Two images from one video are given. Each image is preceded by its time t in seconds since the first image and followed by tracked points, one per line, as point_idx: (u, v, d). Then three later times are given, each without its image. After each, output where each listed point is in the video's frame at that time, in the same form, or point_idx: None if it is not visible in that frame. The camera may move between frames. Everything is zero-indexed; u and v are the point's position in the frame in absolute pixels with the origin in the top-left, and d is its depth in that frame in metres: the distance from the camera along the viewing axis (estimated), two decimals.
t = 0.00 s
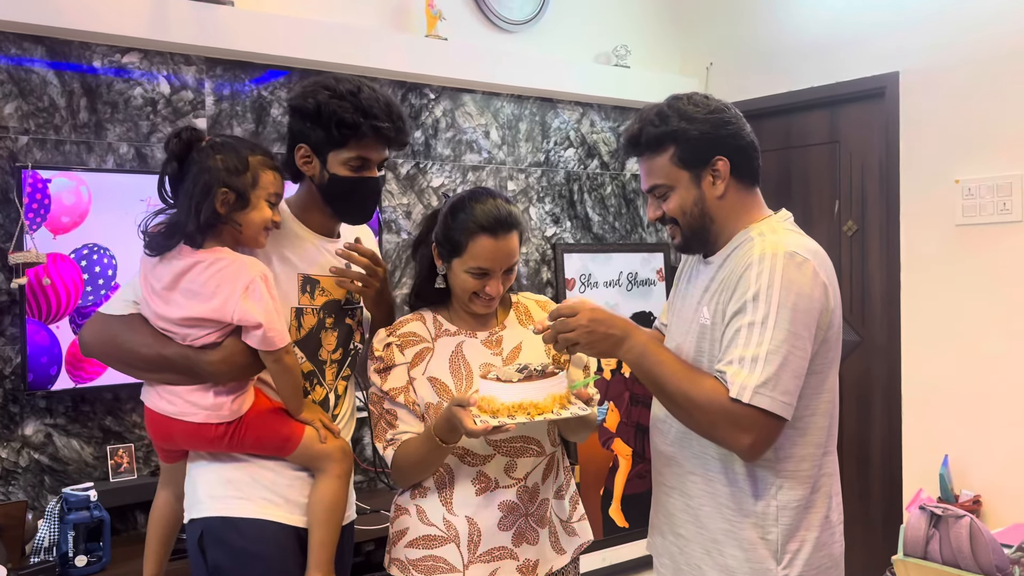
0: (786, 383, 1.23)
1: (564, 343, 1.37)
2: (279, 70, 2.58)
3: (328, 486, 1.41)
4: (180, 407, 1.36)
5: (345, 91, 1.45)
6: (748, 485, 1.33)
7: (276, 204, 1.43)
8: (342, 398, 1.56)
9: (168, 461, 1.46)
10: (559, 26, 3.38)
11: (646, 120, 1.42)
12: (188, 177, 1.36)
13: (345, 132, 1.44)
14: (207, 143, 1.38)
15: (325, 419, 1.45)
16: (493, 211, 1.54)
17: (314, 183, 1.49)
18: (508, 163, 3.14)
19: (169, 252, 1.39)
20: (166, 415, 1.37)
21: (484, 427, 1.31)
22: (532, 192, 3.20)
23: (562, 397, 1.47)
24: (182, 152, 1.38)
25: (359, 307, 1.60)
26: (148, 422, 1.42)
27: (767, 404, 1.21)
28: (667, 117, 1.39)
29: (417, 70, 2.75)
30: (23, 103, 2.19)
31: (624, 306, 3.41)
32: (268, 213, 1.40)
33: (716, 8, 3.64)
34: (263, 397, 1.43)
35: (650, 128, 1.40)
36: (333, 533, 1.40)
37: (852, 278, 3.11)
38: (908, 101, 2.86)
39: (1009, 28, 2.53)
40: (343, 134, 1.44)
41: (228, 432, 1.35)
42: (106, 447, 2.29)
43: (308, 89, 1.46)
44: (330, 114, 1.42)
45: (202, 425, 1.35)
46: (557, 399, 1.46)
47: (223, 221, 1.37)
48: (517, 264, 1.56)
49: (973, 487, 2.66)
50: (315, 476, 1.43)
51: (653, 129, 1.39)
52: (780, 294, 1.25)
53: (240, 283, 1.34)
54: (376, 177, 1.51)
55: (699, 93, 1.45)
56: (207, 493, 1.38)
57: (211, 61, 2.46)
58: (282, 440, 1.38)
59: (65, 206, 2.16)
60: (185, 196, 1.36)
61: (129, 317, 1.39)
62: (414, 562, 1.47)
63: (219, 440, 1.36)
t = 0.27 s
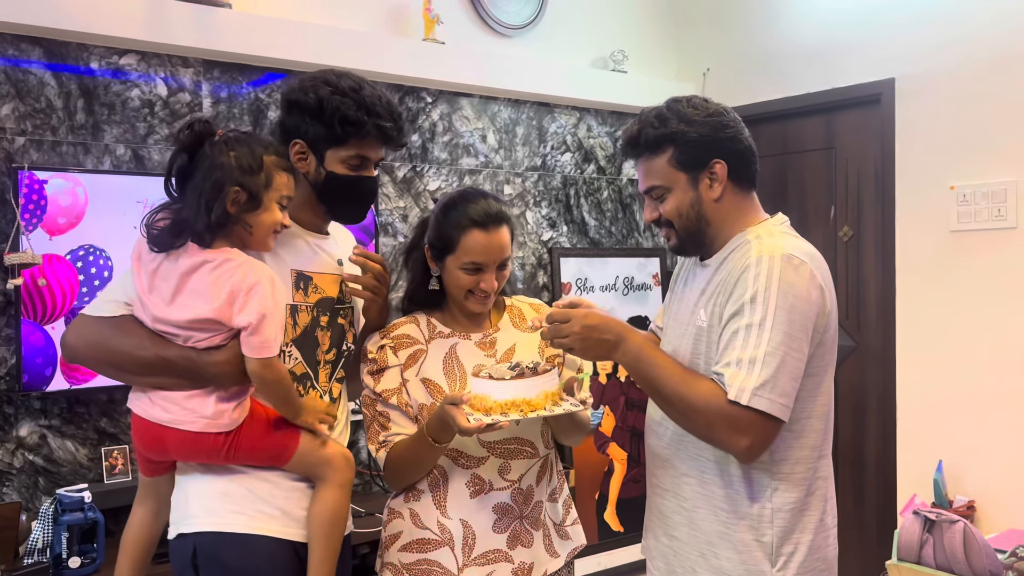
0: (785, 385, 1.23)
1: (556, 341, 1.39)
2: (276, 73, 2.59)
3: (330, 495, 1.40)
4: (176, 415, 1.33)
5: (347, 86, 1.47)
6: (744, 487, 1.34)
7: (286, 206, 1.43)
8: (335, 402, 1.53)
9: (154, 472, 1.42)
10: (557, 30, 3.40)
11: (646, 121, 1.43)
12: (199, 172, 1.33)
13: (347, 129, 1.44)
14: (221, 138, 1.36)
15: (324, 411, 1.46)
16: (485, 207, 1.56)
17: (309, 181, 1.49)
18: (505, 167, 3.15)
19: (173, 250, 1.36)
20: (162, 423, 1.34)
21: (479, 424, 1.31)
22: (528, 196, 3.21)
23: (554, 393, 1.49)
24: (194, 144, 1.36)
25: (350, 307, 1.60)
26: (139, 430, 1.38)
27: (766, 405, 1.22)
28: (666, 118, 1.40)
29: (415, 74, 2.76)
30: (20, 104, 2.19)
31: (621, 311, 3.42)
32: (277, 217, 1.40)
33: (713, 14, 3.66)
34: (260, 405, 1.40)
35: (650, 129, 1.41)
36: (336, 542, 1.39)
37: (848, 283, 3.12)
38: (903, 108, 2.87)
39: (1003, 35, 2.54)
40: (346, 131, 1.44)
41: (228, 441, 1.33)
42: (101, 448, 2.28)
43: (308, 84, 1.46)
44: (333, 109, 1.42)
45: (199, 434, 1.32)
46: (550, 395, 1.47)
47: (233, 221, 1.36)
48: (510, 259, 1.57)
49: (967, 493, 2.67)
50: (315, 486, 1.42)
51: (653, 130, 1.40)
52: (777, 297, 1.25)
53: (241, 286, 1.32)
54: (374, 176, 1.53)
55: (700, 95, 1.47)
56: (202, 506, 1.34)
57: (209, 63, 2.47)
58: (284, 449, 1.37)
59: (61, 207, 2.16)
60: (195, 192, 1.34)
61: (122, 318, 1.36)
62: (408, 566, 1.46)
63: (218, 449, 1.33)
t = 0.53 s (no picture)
0: (780, 389, 1.24)
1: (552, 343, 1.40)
2: (272, 76, 2.59)
3: (323, 507, 1.26)
4: (166, 418, 1.18)
5: (348, 95, 1.44)
6: (738, 491, 1.34)
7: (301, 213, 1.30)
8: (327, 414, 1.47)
9: (132, 481, 1.26)
10: (551, 35, 3.41)
11: (646, 122, 1.45)
12: (216, 170, 1.18)
13: (349, 138, 1.42)
14: (243, 136, 1.22)
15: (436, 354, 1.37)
16: (467, 203, 1.61)
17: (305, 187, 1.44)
18: (500, 171, 3.16)
19: (177, 248, 1.21)
20: (147, 427, 1.19)
21: (476, 424, 1.32)
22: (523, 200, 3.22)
23: (549, 394, 1.50)
24: (211, 139, 1.21)
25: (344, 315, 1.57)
26: (121, 431, 1.23)
27: (762, 409, 1.23)
28: (665, 120, 1.42)
29: (410, 77, 2.77)
30: (14, 106, 2.19)
31: (615, 315, 3.42)
32: (293, 224, 1.26)
33: (708, 20, 3.68)
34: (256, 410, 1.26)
35: (649, 131, 1.43)
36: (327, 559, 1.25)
37: (840, 287, 3.13)
38: (896, 113, 2.89)
39: (995, 43, 2.57)
40: (347, 140, 1.43)
41: (217, 450, 1.18)
42: (93, 451, 2.28)
43: (307, 90, 1.43)
44: (335, 118, 1.40)
45: (188, 440, 1.17)
46: (545, 396, 1.49)
47: (249, 226, 1.22)
48: (495, 252, 1.60)
49: (959, 497, 2.69)
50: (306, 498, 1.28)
51: (652, 132, 1.42)
52: (773, 300, 1.26)
53: (250, 291, 1.18)
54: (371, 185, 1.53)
55: (699, 99, 1.49)
56: (185, 515, 1.18)
57: (204, 66, 2.47)
58: (277, 461, 1.23)
59: (54, 209, 2.16)
60: (208, 191, 1.18)
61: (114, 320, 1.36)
62: (401, 570, 1.46)
63: (207, 457, 1.18)
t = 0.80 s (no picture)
0: (784, 393, 1.25)
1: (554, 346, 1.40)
2: (269, 79, 2.59)
3: (321, 518, 1.21)
4: (175, 422, 1.12)
5: (365, 102, 1.35)
6: (740, 495, 1.35)
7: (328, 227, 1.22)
8: (323, 422, 1.45)
9: (129, 483, 1.21)
10: (548, 39, 3.42)
11: (649, 124, 1.46)
12: (251, 179, 1.10)
13: (365, 146, 1.34)
14: (282, 145, 1.13)
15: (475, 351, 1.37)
16: (465, 205, 1.66)
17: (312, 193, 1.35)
18: (496, 175, 3.16)
19: (203, 253, 1.13)
20: (153, 430, 1.13)
21: (483, 425, 1.32)
22: (520, 204, 3.23)
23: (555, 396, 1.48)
24: (249, 146, 1.12)
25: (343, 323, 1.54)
26: (122, 430, 1.16)
27: (766, 412, 1.23)
28: (670, 122, 1.44)
29: (407, 82, 2.78)
30: (11, 109, 2.19)
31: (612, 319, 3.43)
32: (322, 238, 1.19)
33: (704, 25, 3.69)
34: (260, 422, 1.22)
35: (654, 133, 1.44)
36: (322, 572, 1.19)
37: (837, 291, 3.15)
38: (892, 118, 2.91)
39: (990, 50, 2.58)
40: (361, 148, 1.34)
41: (222, 458, 1.13)
42: (88, 454, 2.27)
43: (323, 93, 1.31)
44: (352, 126, 1.31)
45: (194, 446, 1.12)
46: (551, 399, 1.47)
47: (280, 238, 1.13)
48: (493, 251, 1.64)
49: (955, 502, 2.69)
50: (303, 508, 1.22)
51: (657, 134, 1.43)
52: (778, 304, 1.27)
53: (281, 298, 1.13)
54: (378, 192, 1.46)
55: (703, 102, 1.51)
56: (183, 523, 1.12)
57: (201, 69, 2.47)
58: (280, 472, 1.18)
59: (51, 211, 2.15)
60: (240, 200, 1.10)
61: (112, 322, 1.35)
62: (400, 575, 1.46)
63: (210, 464, 1.13)
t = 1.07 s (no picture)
0: (787, 392, 1.25)
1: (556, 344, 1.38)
2: (267, 80, 2.59)
3: (330, 518, 1.20)
4: (184, 428, 1.11)
5: (377, 107, 1.32)
6: (742, 496, 1.35)
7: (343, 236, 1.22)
8: (326, 422, 1.43)
9: (131, 485, 1.18)
10: (545, 41, 3.43)
11: (652, 124, 1.48)
12: (271, 189, 1.10)
13: (374, 151, 1.31)
14: (302, 155, 1.14)
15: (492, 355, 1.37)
16: (465, 205, 1.67)
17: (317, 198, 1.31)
18: (494, 176, 3.17)
19: (221, 260, 1.12)
20: (161, 434, 1.11)
21: (486, 424, 1.32)
22: (518, 205, 3.23)
23: (557, 396, 1.49)
24: (269, 155, 1.12)
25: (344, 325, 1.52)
26: (128, 436, 1.15)
27: (769, 412, 1.23)
28: (673, 122, 1.45)
29: (405, 83, 2.78)
30: (8, 109, 2.19)
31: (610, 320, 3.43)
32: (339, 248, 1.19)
33: (702, 26, 3.70)
34: (270, 426, 1.21)
35: (656, 132, 1.46)
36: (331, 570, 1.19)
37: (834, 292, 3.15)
38: (889, 120, 2.92)
39: (987, 52, 2.59)
40: (372, 152, 1.31)
41: (231, 464, 1.12)
42: (85, 456, 2.27)
43: (335, 95, 1.28)
44: (363, 129, 1.27)
45: (202, 452, 1.10)
46: (553, 396, 1.48)
47: (299, 247, 1.14)
48: (493, 251, 1.65)
49: (952, 503, 2.70)
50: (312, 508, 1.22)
51: (659, 133, 1.45)
52: (780, 303, 1.27)
53: (299, 305, 1.11)
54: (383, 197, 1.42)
55: (706, 102, 1.52)
56: (194, 526, 1.10)
57: (199, 70, 2.47)
58: (288, 476, 1.17)
59: (48, 212, 2.15)
60: (261, 211, 1.10)
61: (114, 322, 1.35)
62: None
63: (219, 470, 1.11)
